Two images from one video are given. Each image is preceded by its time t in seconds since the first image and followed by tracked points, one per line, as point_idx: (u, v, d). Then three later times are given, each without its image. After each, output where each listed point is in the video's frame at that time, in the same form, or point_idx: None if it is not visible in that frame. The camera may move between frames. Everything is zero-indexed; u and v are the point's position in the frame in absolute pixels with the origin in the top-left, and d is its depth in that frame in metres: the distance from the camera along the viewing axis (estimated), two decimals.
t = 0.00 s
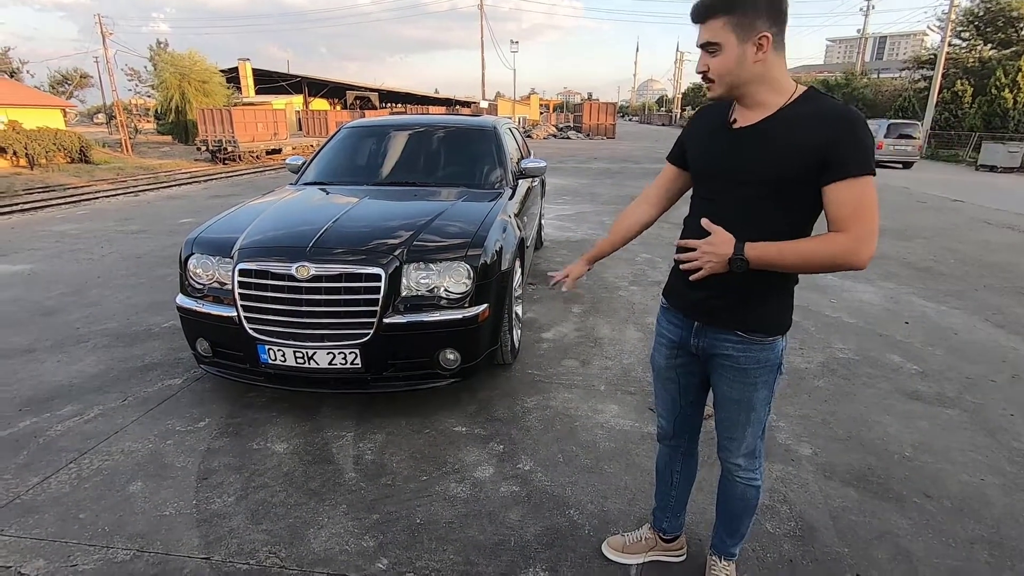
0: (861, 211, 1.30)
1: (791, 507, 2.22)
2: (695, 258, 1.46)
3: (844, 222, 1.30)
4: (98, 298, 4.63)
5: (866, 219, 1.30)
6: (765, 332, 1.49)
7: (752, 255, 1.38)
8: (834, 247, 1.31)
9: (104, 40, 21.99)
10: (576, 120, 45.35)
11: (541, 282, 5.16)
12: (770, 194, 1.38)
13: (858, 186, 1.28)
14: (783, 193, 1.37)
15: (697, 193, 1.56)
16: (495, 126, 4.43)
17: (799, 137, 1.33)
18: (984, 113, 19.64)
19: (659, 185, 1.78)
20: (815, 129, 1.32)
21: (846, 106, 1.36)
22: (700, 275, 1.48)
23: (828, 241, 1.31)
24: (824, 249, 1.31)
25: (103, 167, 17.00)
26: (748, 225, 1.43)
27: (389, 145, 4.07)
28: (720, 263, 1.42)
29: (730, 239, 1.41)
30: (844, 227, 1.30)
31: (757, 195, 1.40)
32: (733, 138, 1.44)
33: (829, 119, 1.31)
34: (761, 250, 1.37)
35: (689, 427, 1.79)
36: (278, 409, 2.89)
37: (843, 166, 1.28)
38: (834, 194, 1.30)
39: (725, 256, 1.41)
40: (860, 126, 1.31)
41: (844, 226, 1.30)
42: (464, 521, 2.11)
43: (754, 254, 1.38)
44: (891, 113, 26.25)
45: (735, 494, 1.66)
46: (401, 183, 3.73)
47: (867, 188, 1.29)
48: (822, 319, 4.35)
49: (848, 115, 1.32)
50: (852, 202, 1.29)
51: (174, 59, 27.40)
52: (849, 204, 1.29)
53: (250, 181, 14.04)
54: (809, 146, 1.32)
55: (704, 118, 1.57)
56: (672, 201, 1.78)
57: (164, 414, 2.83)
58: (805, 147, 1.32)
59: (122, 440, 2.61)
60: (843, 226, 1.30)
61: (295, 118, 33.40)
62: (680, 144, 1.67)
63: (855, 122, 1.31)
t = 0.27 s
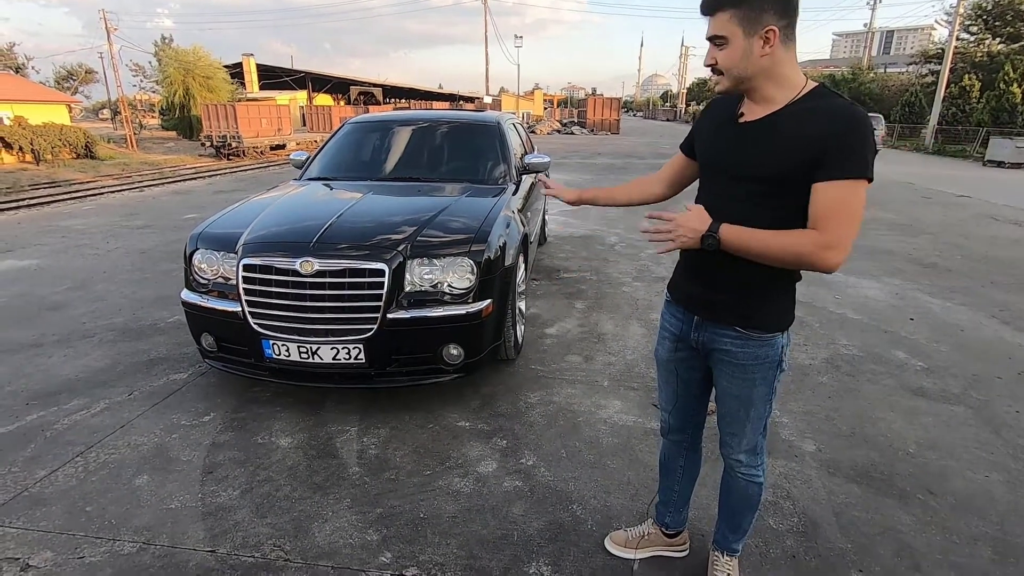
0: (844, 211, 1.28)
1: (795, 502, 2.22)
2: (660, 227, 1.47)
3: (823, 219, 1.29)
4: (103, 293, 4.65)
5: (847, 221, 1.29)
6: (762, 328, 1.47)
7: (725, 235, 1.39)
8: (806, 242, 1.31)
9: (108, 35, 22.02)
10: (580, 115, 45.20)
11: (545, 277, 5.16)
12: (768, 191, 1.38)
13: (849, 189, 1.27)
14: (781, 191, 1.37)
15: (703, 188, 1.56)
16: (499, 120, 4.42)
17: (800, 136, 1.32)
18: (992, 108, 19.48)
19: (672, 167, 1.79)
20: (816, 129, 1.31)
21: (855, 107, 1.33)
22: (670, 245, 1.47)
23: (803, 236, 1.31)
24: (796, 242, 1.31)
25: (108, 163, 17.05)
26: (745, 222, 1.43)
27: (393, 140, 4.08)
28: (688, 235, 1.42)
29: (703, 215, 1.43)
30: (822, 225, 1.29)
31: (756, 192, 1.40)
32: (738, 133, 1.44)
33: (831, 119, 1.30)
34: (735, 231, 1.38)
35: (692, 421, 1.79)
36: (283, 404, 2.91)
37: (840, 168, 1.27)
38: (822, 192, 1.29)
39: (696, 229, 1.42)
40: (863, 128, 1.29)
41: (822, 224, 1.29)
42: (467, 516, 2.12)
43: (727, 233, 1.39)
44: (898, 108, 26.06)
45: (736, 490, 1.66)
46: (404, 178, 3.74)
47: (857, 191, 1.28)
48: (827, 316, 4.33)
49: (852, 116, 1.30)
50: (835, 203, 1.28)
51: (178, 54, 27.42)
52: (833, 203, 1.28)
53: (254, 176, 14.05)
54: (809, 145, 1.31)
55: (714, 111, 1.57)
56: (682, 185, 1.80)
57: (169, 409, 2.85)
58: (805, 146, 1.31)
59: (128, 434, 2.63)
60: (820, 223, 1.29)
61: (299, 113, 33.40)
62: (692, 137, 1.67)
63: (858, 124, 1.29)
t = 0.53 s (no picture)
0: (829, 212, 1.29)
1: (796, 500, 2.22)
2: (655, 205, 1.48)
3: (808, 214, 1.29)
4: (106, 290, 4.67)
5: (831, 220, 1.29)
6: (760, 326, 1.47)
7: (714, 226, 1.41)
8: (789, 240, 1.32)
9: (111, 32, 22.03)
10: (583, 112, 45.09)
11: (547, 275, 5.16)
12: (765, 191, 1.38)
13: (840, 188, 1.27)
14: (778, 190, 1.37)
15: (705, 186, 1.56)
16: (502, 118, 4.42)
17: (797, 134, 1.32)
18: (997, 105, 19.38)
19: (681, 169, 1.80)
20: (812, 127, 1.30)
21: (854, 106, 1.33)
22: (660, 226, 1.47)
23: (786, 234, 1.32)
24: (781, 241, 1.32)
25: (110, 160, 17.07)
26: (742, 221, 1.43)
27: (396, 137, 4.07)
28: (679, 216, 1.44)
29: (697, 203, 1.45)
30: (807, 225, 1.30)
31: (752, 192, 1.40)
32: (738, 131, 1.44)
33: (829, 118, 1.29)
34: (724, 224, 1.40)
35: (692, 418, 1.79)
36: (285, 401, 2.92)
37: (835, 168, 1.26)
38: (812, 190, 1.29)
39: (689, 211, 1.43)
40: (860, 127, 1.28)
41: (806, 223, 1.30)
42: (469, 513, 2.13)
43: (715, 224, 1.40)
44: (902, 105, 25.95)
45: (736, 487, 1.66)
46: (406, 176, 3.74)
47: (845, 189, 1.27)
48: (829, 314, 4.33)
49: (850, 115, 1.29)
50: (824, 200, 1.27)
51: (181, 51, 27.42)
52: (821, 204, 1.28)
53: (256, 173, 14.06)
54: (805, 144, 1.30)
55: (718, 109, 1.57)
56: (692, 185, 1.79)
57: (172, 405, 2.86)
58: (802, 145, 1.31)
59: (132, 431, 2.64)
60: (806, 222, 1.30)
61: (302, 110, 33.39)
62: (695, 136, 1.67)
63: (855, 123, 1.28)
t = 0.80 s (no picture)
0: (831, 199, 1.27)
1: (797, 500, 2.22)
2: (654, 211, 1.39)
3: (808, 210, 1.28)
4: (108, 288, 4.67)
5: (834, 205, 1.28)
6: (756, 325, 1.47)
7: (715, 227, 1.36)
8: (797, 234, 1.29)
9: (112, 30, 22.04)
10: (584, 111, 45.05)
11: (548, 274, 5.16)
12: (762, 187, 1.37)
13: (837, 175, 1.25)
14: (775, 185, 1.36)
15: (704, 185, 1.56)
16: (502, 117, 4.41)
17: (790, 129, 1.32)
18: (999, 104, 19.34)
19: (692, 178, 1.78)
20: (805, 120, 1.30)
21: (845, 97, 1.33)
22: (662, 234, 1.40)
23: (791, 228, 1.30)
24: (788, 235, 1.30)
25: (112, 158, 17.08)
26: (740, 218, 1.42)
27: (396, 136, 4.07)
28: (683, 222, 1.38)
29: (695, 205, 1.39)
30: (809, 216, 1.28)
31: (749, 188, 1.40)
32: (733, 130, 1.45)
33: (821, 110, 1.29)
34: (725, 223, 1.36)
35: (692, 417, 1.79)
36: (286, 399, 2.92)
37: (830, 156, 1.25)
38: (811, 181, 1.27)
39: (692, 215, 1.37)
40: (854, 117, 1.28)
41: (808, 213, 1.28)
42: (469, 511, 2.13)
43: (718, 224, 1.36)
44: (904, 105, 25.90)
45: (734, 486, 1.67)
46: (408, 174, 3.74)
47: (842, 176, 1.26)
48: (831, 313, 4.32)
49: (842, 106, 1.29)
50: (821, 192, 1.26)
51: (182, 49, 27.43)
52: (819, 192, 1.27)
53: (258, 172, 14.06)
54: (798, 138, 1.30)
55: (713, 112, 1.58)
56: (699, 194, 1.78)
57: (174, 403, 2.87)
58: (795, 139, 1.31)
59: (133, 428, 2.64)
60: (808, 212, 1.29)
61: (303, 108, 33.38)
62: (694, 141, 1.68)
63: (849, 113, 1.28)
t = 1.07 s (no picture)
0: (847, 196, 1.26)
1: (798, 501, 2.22)
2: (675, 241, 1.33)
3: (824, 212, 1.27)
4: (109, 287, 4.67)
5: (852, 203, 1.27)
6: (766, 326, 1.47)
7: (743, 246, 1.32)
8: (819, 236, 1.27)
9: (114, 30, 22.09)
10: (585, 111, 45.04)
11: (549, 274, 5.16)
12: (770, 186, 1.36)
13: (850, 174, 1.25)
14: (781, 185, 1.35)
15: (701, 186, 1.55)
16: (503, 117, 4.41)
17: (797, 128, 1.31)
18: (1001, 105, 19.32)
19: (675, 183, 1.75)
20: (811, 118, 1.30)
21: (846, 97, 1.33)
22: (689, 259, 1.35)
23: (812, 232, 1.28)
24: (814, 242, 1.27)
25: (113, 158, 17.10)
26: (746, 220, 1.41)
27: (397, 136, 4.07)
28: (710, 245, 1.31)
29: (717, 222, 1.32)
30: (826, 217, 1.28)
31: (755, 189, 1.38)
32: (732, 131, 1.43)
33: (826, 108, 1.29)
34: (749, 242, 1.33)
35: (694, 419, 1.79)
36: (286, 399, 2.92)
37: (842, 155, 1.25)
38: (824, 180, 1.27)
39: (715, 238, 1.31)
40: (858, 115, 1.29)
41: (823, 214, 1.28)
42: (470, 511, 2.13)
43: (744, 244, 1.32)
44: (905, 105, 25.88)
45: (738, 488, 1.66)
46: (408, 174, 3.74)
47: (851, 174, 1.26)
48: (832, 314, 4.32)
49: (847, 105, 1.29)
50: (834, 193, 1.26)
51: (183, 49, 27.46)
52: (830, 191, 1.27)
53: (259, 172, 14.06)
54: (807, 138, 1.30)
55: (706, 113, 1.56)
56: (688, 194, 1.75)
57: (175, 403, 2.87)
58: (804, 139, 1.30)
59: (134, 428, 2.64)
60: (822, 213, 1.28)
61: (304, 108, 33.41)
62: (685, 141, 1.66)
63: (853, 111, 1.28)
